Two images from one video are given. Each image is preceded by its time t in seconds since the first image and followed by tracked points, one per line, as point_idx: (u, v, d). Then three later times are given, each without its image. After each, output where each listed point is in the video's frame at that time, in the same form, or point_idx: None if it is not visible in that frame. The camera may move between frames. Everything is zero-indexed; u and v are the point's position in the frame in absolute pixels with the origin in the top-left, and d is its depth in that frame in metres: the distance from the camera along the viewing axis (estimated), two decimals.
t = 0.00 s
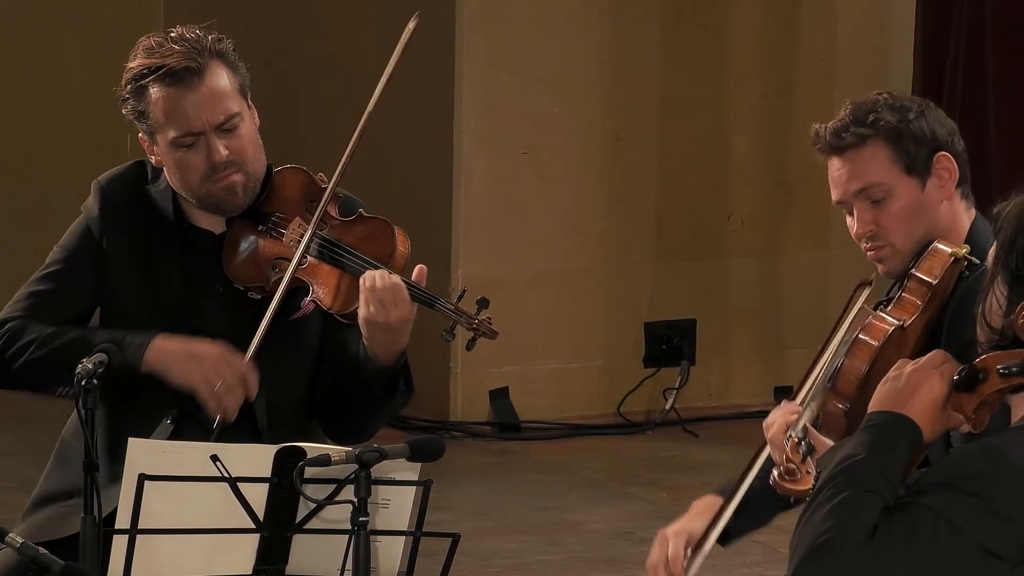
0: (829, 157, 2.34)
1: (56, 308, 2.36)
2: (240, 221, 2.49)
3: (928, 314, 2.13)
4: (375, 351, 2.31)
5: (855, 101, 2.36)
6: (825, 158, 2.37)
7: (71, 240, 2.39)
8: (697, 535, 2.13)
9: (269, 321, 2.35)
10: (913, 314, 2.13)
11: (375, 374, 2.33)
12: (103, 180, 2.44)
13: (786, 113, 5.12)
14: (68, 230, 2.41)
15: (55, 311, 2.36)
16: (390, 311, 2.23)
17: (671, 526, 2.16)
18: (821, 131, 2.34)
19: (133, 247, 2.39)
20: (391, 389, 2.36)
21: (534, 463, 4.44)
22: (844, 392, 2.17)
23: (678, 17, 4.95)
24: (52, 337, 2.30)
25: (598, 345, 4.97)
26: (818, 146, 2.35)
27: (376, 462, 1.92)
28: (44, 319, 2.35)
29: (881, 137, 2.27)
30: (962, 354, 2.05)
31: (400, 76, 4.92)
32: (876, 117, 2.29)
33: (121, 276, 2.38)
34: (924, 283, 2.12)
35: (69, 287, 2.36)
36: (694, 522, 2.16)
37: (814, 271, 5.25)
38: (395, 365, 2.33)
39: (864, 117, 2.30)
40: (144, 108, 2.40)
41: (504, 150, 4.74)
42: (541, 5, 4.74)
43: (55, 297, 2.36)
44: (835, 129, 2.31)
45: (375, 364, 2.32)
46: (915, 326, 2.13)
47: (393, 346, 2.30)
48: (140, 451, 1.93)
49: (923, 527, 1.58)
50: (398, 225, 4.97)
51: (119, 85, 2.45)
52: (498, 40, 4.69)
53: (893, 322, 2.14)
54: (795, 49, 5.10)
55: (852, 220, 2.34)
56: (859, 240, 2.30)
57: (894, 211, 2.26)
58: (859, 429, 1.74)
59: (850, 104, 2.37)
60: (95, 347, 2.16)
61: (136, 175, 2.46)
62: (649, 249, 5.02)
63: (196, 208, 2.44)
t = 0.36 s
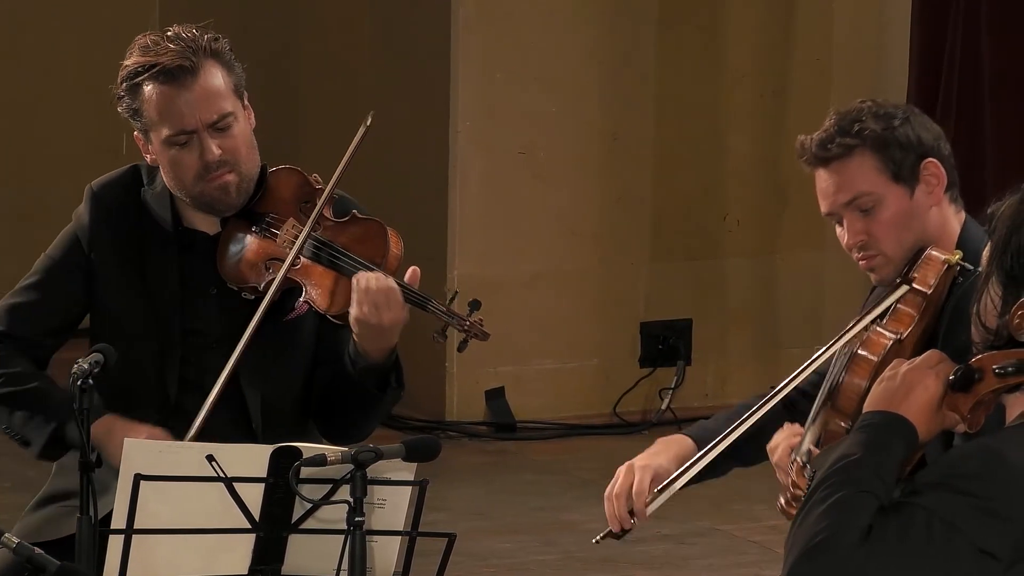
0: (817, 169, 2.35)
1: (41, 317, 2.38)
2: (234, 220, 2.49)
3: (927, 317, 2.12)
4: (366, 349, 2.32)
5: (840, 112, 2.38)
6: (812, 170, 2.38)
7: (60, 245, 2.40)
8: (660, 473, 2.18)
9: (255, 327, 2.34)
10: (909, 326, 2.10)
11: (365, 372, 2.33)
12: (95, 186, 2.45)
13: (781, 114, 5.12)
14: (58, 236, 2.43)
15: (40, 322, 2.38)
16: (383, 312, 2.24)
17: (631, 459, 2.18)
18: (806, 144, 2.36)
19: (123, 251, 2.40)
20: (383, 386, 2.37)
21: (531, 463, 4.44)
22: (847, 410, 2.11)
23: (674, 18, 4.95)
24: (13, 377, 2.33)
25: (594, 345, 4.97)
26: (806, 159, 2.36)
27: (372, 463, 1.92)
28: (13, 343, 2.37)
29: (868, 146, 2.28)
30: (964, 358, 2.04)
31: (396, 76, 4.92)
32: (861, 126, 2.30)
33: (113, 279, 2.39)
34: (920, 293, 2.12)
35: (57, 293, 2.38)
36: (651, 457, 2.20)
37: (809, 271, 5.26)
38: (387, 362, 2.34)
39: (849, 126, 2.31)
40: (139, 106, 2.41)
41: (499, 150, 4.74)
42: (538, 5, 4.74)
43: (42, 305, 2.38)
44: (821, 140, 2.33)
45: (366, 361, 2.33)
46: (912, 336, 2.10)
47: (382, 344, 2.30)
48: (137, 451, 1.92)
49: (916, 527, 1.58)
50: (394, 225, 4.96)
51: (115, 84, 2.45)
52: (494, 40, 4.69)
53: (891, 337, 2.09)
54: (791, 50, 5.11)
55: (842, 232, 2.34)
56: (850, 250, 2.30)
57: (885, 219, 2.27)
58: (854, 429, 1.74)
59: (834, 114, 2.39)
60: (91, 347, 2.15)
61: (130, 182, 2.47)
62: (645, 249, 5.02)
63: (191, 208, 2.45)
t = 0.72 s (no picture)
0: (812, 167, 2.34)
1: (33, 319, 2.40)
2: (231, 220, 2.49)
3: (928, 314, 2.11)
4: (361, 343, 2.33)
5: (834, 110, 2.38)
6: (807, 167, 2.38)
7: (55, 247, 2.42)
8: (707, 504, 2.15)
9: (247, 326, 2.37)
10: (910, 321, 2.10)
11: (359, 366, 2.34)
12: (91, 186, 2.46)
13: (776, 114, 5.13)
14: (52, 237, 2.44)
15: (31, 324, 2.40)
16: (388, 317, 2.25)
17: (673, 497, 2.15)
18: (802, 142, 2.35)
19: (119, 250, 2.41)
20: (378, 381, 2.37)
21: (527, 463, 4.44)
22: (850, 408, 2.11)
23: (668, 17, 4.95)
24: None
25: (590, 345, 4.97)
26: (801, 157, 2.36)
27: (368, 462, 1.92)
28: None
29: (864, 145, 2.28)
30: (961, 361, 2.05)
31: (391, 77, 4.92)
32: (857, 125, 2.30)
33: (108, 279, 2.40)
34: (918, 290, 2.12)
35: (49, 294, 2.40)
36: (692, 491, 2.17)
37: (805, 271, 5.26)
38: (381, 356, 2.35)
39: (845, 125, 2.31)
40: (136, 106, 2.41)
41: (495, 150, 4.74)
42: (533, 6, 4.74)
43: (36, 307, 2.40)
44: (817, 139, 2.32)
45: (360, 355, 2.34)
46: (913, 332, 2.10)
47: (379, 338, 2.31)
48: (132, 451, 1.93)
49: (911, 527, 1.58)
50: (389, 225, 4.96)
51: (112, 83, 2.45)
52: (489, 40, 4.69)
53: (892, 335, 2.09)
54: (786, 50, 5.11)
55: (837, 230, 2.35)
56: (845, 248, 2.30)
57: (880, 217, 2.27)
58: (849, 428, 1.74)
59: (829, 113, 2.38)
60: (87, 347, 2.15)
61: (127, 181, 2.47)
62: (641, 249, 5.02)
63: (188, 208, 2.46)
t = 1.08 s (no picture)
0: (811, 166, 2.35)
1: (30, 324, 2.40)
2: (228, 222, 2.50)
3: (924, 315, 2.12)
4: (361, 350, 2.33)
5: (832, 109, 2.39)
6: (806, 166, 2.39)
7: (51, 251, 2.41)
8: (703, 463, 2.25)
9: (246, 326, 2.38)
10: (908, 321, 2.11)
11: (357, 373, 2.34)
12: (87, 188, 2.45)
13: (772, 114, 5.13)
14: (48, 241, 2.44)
15: (27, 330, 2.40)
16: (382, 319, 2.24)
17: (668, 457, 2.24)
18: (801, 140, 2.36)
19: (115, 252, 2.41)
20: (375, 388, 2.37)
21: (522, 463, 4.44)
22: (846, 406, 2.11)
23: (664, 17, 4.95)
24: None
25: (585, 345, 4.97)
26: (800, 155, 2.37)
27: (364, 462, 1.92)
28: None
29: (863, 143, 2.29)
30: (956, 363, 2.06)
31: (387, 76, 4.92)
32: (855, 123, 2.31)
33: (104, 282, 2.40)
34: (916, 290, 2.12)
35: (46, 298, 2.39)
36: (686, 451, 2.26)
37: (801, 272, 5.26)
38: (380, 365, 2.35)
39: (844, 123, 2.32)
40: (136, 106, 2.40)
41: (491, 150, 4.74)
42: (529, 6, 4.74)
43: (33, 311, 2.39)
44: (815, 137, 2.33)
45: (359, 362, 2.34)
46: (910, 332, 2.11)
47: (378, 346, 2.31)
48: (128, 452, 1.93)
49: (906, 527, 1.57)
50: (385, 225, 4.96)
51: (112, 82, 2.45)
52: (485, 40, 4.69)
53: (889, 334, 2.10)
54: (782, 50, 5.11)
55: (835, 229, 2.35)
56: (844, 247, 2.31)
57: (878, 216, 2.28)
58: (843, 429, 1.74)
59: (827, 112, 2.40)
60: (83, 347, 2.15)
61: (124, 184, 2.47)
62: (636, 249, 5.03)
63: (185, 209, 2.45)
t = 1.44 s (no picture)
0: (805, 172, 2.36)
1: (26, 324, 2.40)
2: (225, 223, 2.49)
3: (925, 317, 2.13)
4: (353, 347, 2.32)
5: (826, 114, 2.39)
6: (800, 172, 2.39)
7: (48, 251, 2.42)
8: (702, 429, 2.26)
9: (242, 325, 2.39)
10: (905, 328, 2.14)
11: (349, 371, 2.33)
12: (83, 188, 2.46)
13: (769, 114, 5.13)
14: (45, 240, 2.44)
15: (23, 329, 2.40)
16: (375, 319, 2.24)
17: (668, 423, 2.25)
18: (794, 147, 2.36)
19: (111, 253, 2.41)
20: (370, 386, 2.36)
21: (518, 463, 4.45)
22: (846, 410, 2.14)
23: (660, 17, 4.96)
24: None
25: (581, 346, 4.97)
26: (794, 161, 2.37)
27: (360, 463, 1.92)
28: None
29: (857, 149, 2.30)
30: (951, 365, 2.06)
31: (384, 76, 4.92)
32: (849, 129, 2.31)
33: (100, 282, 2.40)
34: (915, 296, 2.15)
35: (42, 299, 2.40)
36: (685, 418, 2.28)
37: (797, 272, 5.27)
38: (372, 362, 2.34)
39: (838, 129, 2.33)
40: (134, 106, 2.40)
41: (487, 150, 4.74)
42: (525, 6, 4.74)
43: (30, 311, 2.40)
44: (809, 144, 2.34)
45: (351, 360, 2.34)
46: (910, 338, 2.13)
47: (370, 343, 2.31)
48: (124, 452, 1.93)
49: (902, 527, 1.57)
50: (381, 224, 4.96)
51: (110, 82, 2.45)
52: (481, 41, 4.69)
53: (890, 342, 2.14)
54: (778, 49, 5.12)
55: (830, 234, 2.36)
56: (839, 253, 2.31)
57: (873, 222, 2.28)
58: (839, 429, 1.74)
59: (821, 117, 2.40)
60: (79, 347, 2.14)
61: (121, 185, 2.47)
62: (632, 249, 5.03)
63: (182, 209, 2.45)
